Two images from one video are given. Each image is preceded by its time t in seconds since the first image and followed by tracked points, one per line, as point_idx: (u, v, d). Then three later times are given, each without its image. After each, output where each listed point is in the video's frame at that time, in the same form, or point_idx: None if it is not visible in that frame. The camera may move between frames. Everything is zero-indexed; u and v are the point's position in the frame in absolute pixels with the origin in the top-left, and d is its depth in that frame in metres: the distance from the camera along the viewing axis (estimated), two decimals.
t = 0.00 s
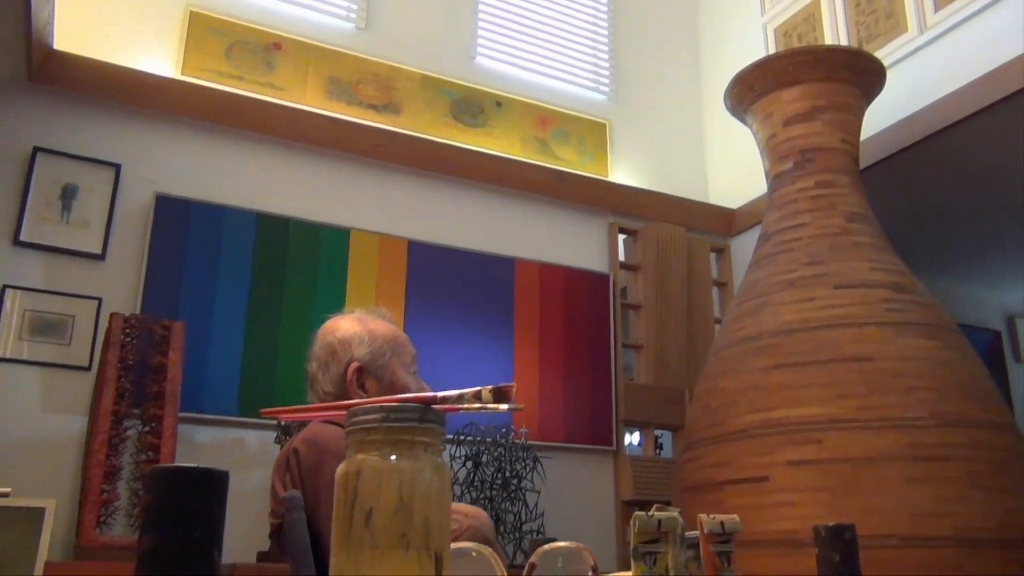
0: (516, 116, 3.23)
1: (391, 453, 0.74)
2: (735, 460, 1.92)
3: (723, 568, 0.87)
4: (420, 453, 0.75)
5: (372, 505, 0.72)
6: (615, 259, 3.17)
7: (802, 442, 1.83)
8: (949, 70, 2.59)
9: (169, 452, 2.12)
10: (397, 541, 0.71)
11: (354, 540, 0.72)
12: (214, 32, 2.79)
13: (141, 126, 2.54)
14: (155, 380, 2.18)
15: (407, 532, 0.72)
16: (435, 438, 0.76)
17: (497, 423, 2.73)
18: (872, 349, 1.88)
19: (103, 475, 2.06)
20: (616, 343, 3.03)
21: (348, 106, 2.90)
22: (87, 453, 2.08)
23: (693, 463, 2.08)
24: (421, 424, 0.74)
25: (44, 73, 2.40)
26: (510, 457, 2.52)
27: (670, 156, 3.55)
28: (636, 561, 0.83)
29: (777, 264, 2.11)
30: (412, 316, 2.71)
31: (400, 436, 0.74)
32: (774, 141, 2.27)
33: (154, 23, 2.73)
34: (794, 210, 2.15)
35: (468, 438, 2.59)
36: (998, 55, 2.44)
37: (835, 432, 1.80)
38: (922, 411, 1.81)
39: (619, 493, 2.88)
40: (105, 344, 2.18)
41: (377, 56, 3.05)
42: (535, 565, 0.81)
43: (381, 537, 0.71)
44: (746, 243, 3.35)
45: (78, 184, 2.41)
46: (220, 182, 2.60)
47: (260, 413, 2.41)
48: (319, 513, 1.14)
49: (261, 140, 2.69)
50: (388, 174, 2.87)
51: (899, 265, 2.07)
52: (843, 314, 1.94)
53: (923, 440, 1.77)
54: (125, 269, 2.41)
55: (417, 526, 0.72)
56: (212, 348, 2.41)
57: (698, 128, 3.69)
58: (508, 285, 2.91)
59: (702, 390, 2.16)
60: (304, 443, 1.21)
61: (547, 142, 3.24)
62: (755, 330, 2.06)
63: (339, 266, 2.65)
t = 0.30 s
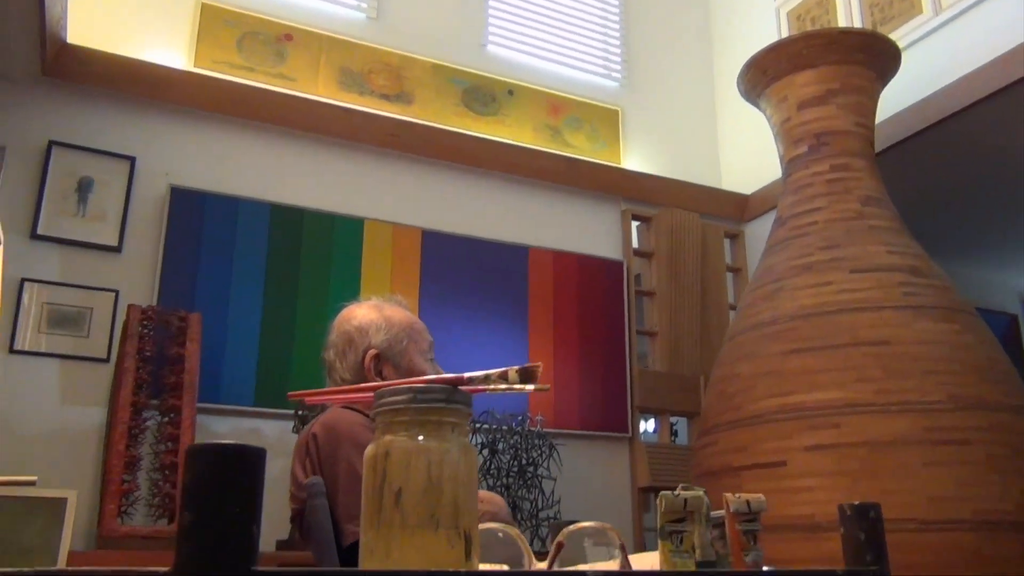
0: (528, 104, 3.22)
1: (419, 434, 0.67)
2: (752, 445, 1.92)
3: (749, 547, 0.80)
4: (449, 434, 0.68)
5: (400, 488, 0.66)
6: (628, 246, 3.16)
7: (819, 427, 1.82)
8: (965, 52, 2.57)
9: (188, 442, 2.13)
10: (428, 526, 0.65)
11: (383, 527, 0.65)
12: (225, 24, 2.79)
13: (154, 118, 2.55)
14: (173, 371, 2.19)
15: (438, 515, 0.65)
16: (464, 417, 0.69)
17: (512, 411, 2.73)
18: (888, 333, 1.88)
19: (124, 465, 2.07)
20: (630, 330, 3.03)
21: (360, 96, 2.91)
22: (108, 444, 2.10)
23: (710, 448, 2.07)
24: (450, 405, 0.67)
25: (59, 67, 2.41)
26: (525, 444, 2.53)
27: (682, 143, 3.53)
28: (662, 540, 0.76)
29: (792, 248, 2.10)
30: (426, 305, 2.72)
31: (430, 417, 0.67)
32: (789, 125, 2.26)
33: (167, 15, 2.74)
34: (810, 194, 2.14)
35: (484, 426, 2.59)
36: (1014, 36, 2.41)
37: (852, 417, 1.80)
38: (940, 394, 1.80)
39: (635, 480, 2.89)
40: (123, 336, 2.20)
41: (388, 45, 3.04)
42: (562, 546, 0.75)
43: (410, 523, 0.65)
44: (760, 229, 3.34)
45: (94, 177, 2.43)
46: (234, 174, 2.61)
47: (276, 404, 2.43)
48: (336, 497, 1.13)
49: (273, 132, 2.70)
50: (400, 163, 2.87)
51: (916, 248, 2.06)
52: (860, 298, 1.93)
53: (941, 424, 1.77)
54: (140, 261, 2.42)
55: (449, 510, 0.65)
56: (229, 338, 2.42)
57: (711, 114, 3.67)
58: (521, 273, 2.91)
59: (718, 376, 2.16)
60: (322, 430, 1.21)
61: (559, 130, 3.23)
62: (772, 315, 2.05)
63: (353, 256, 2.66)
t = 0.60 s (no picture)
0: (543, 91, 3.21)
1: (450, 415, 0.61)
2: (772, 431, 1.92)
3: (779, 527, 0.76)
4: (480, 415, 0.61)
5: (429, 470, 0.59)
6: (644, 233, 3.15)
7: (840, 412, 1.82)
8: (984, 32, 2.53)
9: (210, 431, 2.15)
10: (460, 508, 0.58)
11: (412, 511, 0.59)
12: (239, 16, 2.79)
13: (170, 111, 2.56)
14: (194, 361, 2.21)
15: (470, 497, 0.58)
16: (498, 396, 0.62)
17: (531, 398, 2.74)
18: (908, 317, 1.86)
19: (147, 455, 2.09)
20: (647, 317, 3.02)
21: (374, 86, 2.91)
22: (131, 435, 2.12)
23: (730, 434, 2.07)
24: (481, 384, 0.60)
25: (77, 62, 2.43)
26: (544, 432, 2.53)
27: (697, 129, 3.51)
28: (690, 520, 0.71)
29: (811, 233, 2.09)
30: (443, 294, 2.72)
31: (461, 397, 0.61)
32: (806, 109, 2.24)
33: (181, 8, 2.74)
34: (828, 178, 2.13)
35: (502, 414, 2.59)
36: None
37: (873, 401, 1.79)
38: (961, 377, 1.79)
39: (653, 467, 2.88)
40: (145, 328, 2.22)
41: (402, 35, 3.04)
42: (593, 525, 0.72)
43: (440, 505, 0.58)
44: (778, 214, 3.32)
45: (112, 170, 2.44)
46: (251, 165, 2.62)
47: (296, 393, 2.44)
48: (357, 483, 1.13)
49: (289, 123, 2.70)
50: (415, 152, 2.87)
51: (936, 231, 2.04)
52: (880, 282, 1.92)
53: (962, 408, 1.76)
54: (159, 253, 2.43)
55: (482, 493, 0.59)
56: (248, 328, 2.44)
57: (726, 99, 3.65)
58: (538, 261, 2.91)
59: (737, 361, 2.15)
60: (346, 419, 1.16)
61: (574, 117, 3.22)
62: (791, 300, 2.04)
63: (371, 247, 2.66)
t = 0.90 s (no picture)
0: (559, 80, 3.20)
1: (479, 399, 0.61)
2: (792, 417, 1.91)
3: (809, 510, 0.77)
4: (510, 398, 0.61)
5: (461, 453, 0.60)
6: (662, 220, 3.14)
7: (861, 398, 1.81)
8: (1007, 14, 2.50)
9: (232, 421, 2.17)
10: (492, 490, 0.59)
11: (444, 493, 0.59)
12: (256, 7, 2.80)
13: (188, 103, 2.57)
14: (216, 352, 2.23)
15: (501, 479, 0.59)
16: (527, 380, 0.62)
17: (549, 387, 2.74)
18: (930, 302, 1.85)
19: (170, 445, 2.11)
20: (666, 305, 3.01)
21: (391, 76, 2.91)
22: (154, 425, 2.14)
23: (750, 422, 2.06)
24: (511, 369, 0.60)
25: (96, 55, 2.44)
26: (563, 420, 2.53)
27: (715, 115, 3.49)
28: (720, 503, 0.74)
29: (831, 219, 2.08)
30: (460, 283, 2.73)
31: (491, 383, 0.61)
32: (826, 94, 2.22)
33: None
34: (848, 163, 2.11)
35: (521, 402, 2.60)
36: None
37: (895, 387, 1.78)
38: (983, 362, 1.78)
39: (673, 455, 2.88)
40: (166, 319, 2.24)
41: (418, 24, 3.04)
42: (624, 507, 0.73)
43: (471, 488, 0.58)
44: (797, 200, 3.30)
45: (132, 163, 2.46)
46: (269, 156, 2.63)
47: (316, 383, 2.45)
48: (381, 471, 1.13)
49: (306, 114, 2.71)
50: (432, 142, 2.87)
51: (957, 215, 2.02)
52: (901, 267, 1.91)
53: (985, 393, 1.75)
54: (179, 245, 2.45)
55: (512, 475, 0.59)
56: (268, 319, 2.45)
57: (744, 85, 3.63)
58: (556, 250, 2.91)
59: (757, 348, 2.14)
60: (371, 407, 1.17)
61: (590, 104, 3.21)
62: (811, 286, 2.03)
63: (389, 236, 2.67)
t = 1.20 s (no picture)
0: (575, 68, 3.19)
1: (510, 383, 0.61)
2: (814, 404, 1.91)
3: (839, 491, 0.86)
4: (540, 382, 0.61)
5: (494, 438, 0.59)
6: (680, 208, 3.12)
7: (884, 384, 1.80)
8: None
9: (255, 412, 2.19)
10: (525, 474, 0.59)
11: (478, 478, 0.59)
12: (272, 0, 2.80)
13: (208, 98, 2.59)
14: (237, 344, 2.24)
15: (534, 464, 0.59)
16: (557, 365, 0.62)
17: (569, 375, 2.74)
18: (953, 287, 1.84)
19: (194, 437, 2.14)
20: (684, 293, 3.00)
21: (407, 67, 2.91)
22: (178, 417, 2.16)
23: (771, 408, 2.06)
24: (541, 355, 0.60)
25: (115, 50, 2.46)
26: (582, 409, 2.53)
27: (732, 102, 3.47)
28: (750, 485, 0.79)
29: (852, 204, 2.06)
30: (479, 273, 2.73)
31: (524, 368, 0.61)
32: (845, 78, 2.20)
33: None
34: (868, 148, 2.09)
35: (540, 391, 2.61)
36: None
37: (918, 373, 1.77)
38: (1008, 347, 1.76)
39: (693, 443, 2.87)
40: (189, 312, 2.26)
41: (434, 14, 3.03)
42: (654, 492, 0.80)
43: (504, 471, 0.59)
44: (816, 186, 3.27)
45: (152, 157, 2.47)
46: (287, 149, 2.64)
47: (336, 374, 2.46)
48: (406, 460, 1.14)
49: (324, 106, 2.72)
50: (448, 132, 2.87)
51: (980, 199, 2.00)
52: (923, 252, 1.89)
53: (1009, 378, 1.73)
54: (199, 239, 2.47)
55: (545, 459, 0.59)
56: (288, 310, 2.47)
57: (761, 71, 3.60)
58: (574, 239, 2.90)
59: (777, 335, 2.14)
60: (395, 395, 1.17)
61: (607, 93, 3.20)
62: (832, 272, 2.02)
63: (407, 227, 2.67)
